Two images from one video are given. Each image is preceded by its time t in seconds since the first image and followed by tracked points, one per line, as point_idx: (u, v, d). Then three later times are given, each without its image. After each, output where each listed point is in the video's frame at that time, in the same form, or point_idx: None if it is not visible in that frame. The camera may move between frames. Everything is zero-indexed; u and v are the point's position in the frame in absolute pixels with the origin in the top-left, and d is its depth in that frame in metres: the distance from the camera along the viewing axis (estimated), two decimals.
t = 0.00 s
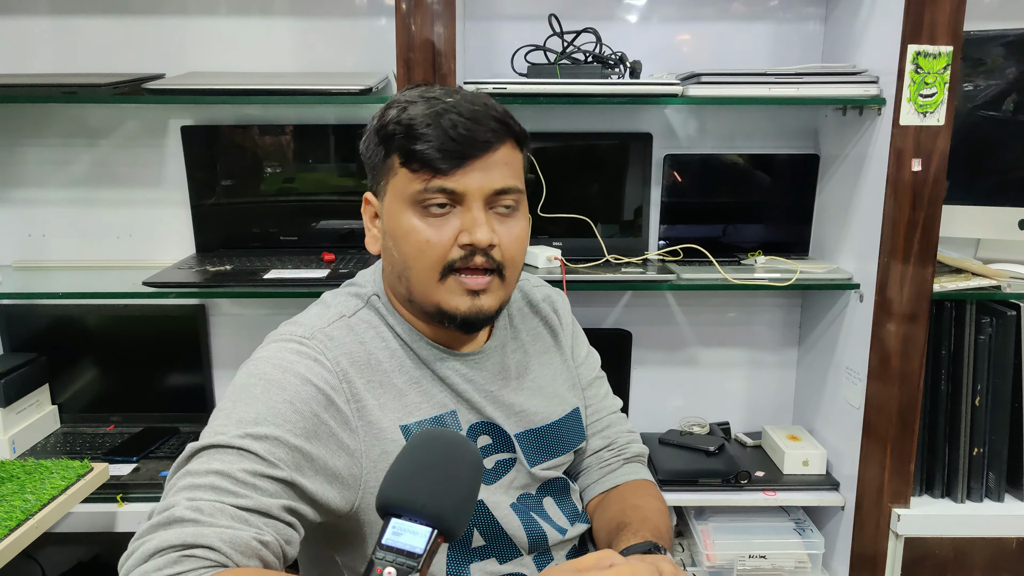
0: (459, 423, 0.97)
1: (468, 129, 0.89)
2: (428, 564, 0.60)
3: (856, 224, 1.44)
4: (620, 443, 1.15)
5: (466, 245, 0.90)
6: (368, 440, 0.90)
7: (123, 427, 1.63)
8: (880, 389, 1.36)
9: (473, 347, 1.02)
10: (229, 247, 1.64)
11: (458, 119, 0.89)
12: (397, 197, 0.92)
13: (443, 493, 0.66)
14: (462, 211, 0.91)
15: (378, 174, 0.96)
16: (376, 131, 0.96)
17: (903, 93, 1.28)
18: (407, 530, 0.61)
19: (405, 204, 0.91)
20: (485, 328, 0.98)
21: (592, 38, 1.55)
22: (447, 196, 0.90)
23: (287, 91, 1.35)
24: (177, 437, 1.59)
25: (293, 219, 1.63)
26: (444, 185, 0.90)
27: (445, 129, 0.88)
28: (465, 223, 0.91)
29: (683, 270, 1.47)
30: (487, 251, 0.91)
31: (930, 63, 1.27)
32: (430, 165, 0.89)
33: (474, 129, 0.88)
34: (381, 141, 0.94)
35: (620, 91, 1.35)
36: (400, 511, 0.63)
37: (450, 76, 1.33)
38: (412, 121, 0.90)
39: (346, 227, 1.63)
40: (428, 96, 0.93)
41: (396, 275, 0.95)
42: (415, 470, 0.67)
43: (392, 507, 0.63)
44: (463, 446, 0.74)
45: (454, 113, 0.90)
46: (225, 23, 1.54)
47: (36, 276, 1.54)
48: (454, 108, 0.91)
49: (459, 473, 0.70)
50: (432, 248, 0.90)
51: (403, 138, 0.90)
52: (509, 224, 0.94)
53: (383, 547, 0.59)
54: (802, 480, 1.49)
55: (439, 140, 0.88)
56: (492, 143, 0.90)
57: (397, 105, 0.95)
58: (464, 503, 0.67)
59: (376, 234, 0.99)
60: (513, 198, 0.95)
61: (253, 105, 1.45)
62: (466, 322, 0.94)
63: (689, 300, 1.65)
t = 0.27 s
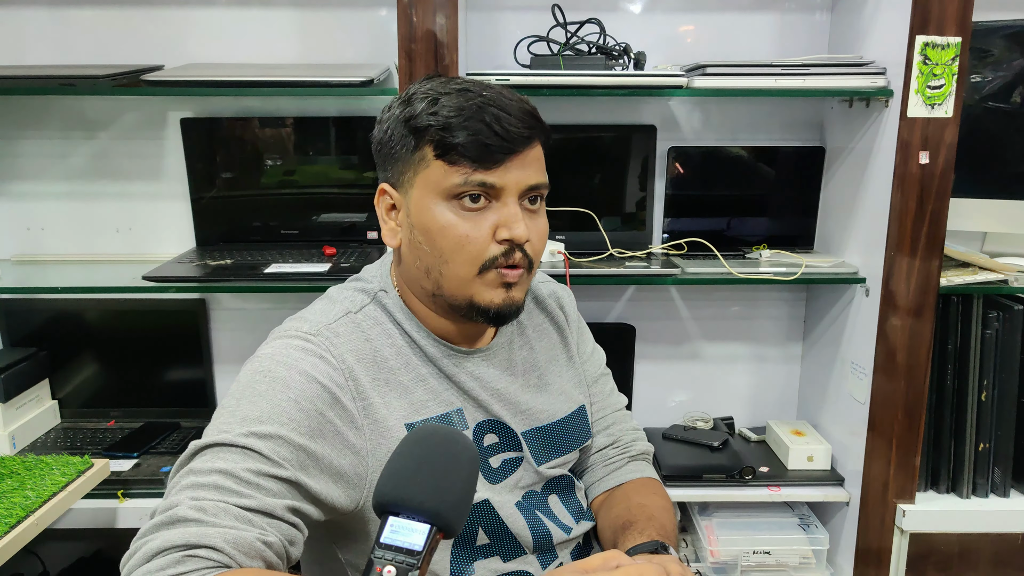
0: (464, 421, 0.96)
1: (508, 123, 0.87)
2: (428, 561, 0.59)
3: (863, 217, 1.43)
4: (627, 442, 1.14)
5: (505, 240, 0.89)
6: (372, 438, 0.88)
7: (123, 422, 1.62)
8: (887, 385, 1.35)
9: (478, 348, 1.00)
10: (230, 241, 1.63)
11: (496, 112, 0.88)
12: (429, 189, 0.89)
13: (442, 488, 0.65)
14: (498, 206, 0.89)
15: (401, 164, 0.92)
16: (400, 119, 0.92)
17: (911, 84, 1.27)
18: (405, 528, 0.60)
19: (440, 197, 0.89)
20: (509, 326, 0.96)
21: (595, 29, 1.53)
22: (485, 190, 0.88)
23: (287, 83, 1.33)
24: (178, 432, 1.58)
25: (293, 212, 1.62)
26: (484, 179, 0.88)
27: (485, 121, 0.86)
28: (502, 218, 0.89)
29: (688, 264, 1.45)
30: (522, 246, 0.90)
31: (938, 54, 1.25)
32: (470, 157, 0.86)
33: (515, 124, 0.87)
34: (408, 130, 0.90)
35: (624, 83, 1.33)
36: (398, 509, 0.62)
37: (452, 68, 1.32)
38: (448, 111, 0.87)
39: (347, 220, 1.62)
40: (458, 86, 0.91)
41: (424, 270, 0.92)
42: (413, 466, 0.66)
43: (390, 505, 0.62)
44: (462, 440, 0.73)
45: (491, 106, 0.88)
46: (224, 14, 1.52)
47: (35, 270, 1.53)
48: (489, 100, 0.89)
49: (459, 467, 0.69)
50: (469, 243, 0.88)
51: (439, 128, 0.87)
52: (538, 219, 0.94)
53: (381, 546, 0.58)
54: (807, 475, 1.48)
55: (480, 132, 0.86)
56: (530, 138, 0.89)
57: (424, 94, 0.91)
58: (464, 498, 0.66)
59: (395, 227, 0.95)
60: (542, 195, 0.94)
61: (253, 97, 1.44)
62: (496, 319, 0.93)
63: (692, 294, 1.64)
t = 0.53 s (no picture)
0: (467, 426, 0.95)
1: (539, 123, 0.87)
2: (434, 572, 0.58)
3: (866, 217, 1.42)
4: (631, 445, 1.13)
5: (542, 239, 0.90)
6: (375, 444, 0.88)
7: (125, 421, 1.62)
8: (891, 387, 1.35)
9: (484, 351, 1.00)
10: (231, 240, 1.62)
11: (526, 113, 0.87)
12: (465, 196, 0.87)
13: (450, 502, 0.64)
14: (531, 206, 0.90)
15: (425, 171, 0.88)
16: (420, 124, 0.88)
17: (916, 83, 1.26)
18: (414, 540, 0.59)
19: (477, 203, 0.87)
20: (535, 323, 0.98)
21: (598, 27, 1.52)
22: (522, 191, 0.88)
23: (288, 81, 1.33)
24: (179, 431, 1.58)
25: (295, 211, 1.61)
26: (521, 181, 0.87)
27: (518, 123, 0.86)
28: (537, 217, 0.90)
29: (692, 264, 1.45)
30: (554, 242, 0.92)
31: (943, 53, 1.24)
32: (509, 161, 0.86)
33: (547, 124, 0.87)
34: (434, 135, 0.86)
35: (626, 82, 1.32)
36: (404, 520, 0.61)
37: (454, 66, 1.31)
38: (480, 115, 0.85)
39: (348, 219, 1.62)
40: (478, 88, 0.89)
41: (459, 277, 0.90)
42: (420, 478, 0.66)
43: (396, 517, 0.62)
44: (469, 453, 0.73)
45: (519, 108, 0.87)
46: (225, 12, 1.51)
47: (35, 269, 1.53)
48: (514, 101, 0.88)
49: (466, 481, 0.69)
50: (511, 246, 0.88)
51: (472, 132, 0.85)
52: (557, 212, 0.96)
53: (387, 558, 0.58)
54: (810, 475, 1.48)
55: (517, 134, 0.85)
56: (557, 138, 0.90)
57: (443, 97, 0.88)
58: (470, 512, 0.66)
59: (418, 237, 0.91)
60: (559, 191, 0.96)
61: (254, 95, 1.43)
62: (530, 317, 0.94)
63: (695, 293, 1.63)
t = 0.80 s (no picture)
0: (467, 430, 0.95)
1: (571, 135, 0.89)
2: None
3: (867, 217, 1.42)
4: (632, 449, 1.13)
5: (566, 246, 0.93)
6: (375, 448, 0.88)
7: (125, 421, 1.62)
8: (892, 388, 1.34)
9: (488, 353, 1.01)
10: (231, 239, 1.62)
11: (560, 125, 0.89)
12: (505, 207, 0.87)
13: (456, 514, 0.64)
14: (558, 215, 0.92)
15: (464, 180, 0.87)
16: (458, 132, 0.86)
17: (917, 84, 1.25)
18: (419, 552, 0.58)
19: (515, 214, 0.88)
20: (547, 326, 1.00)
21: (599, 26, 1.52)
22: (554, 202, 0.90)
23: (288, 81, 1.32)
24: (179, 431, 1.58)
25: (295, 210, 1.61)
26: (554, 193, 0.89)
27: (555, 136, 0.87)
28: (562, 226, 0.92)
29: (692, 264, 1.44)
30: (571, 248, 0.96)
31: (945, 53, 1.23)
32: (548, 173, 0.87)
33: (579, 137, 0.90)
34: (475, 145, 0.85)
35: (627, 82, 1.32)
36: (409, 531, 0.61)
37: (454, 66, 1.31)
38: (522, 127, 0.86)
39: (348, 218, 1.61)
40: (511, 98, 0.89)
41: (491, 285, 0.91)
42: (425, 489, 0.65)
43: (401, 528, 0.61)
44: (474, 463, 0.72)
45: (553, 119, 0.89)
46: (224, 11, 1.51)
47: (34, 269, 1.53)
48: (547, 113, 0.89)
49: (470, 491, 0.68)
50: (542, 255, 0.90)
51: (516, 144, 0.85)
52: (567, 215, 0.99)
53: (392, 569, 0.57)
54: (811, 475, 1.47)
55: (556, 147, 0.87)
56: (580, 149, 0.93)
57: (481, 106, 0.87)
58: (475, 524, 0.65)
59: (450, 246, 0.90)
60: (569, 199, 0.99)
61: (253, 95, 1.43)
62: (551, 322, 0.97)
63: (695, 293, 1.63)
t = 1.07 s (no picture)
0: (469, 435, 0.94)
1: (567, 134, 0.89)
2: None
3: (869, 217, 1.41)
4: (633, 452, 1.13)
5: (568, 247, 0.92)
6: (375, 453, 0.87)
7: (123, 421, 1.61)
8: (893, 388, 1.34)
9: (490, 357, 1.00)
10: (231, 239, 1.62)
11: (555, 125, 0.88)
12: (506, 211, 0.87)
13: (455, 520, 0.64)
14: (557, 215, 0.92)
15: (464, 186, 0.86)
16: (455, 138, 0.86)
17: (919, 84, 1.25)
18: (417, 558, 0.58)
19: (515, 217, 0.87)
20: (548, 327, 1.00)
21: (599, 26, 1.52)
22: (553, 203, 0.90)
23: (287, 81, 1.32)
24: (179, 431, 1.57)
25: (295, 210, 1.61)
26: (553, 194, 0.89)
27: (551, 136, 0.87)
28: (563, 226, 0.92)
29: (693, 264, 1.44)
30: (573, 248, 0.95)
31: (946, 53, 1.23)
32: (547, 174, 0.87)
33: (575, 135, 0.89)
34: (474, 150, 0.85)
35: (627, 82, 1.32)
36: (407, 538, 0.60)
37: (454, 66, 1.30)
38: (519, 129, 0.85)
39: (348, 218, 1.61)
40: (506, 99, 0.88)
41: (494, 290, 0.90)
42: (425, 495, 0.65)
43: (400, 535, 0.61)
44: (474, 470, 0.72)
45: (549, 119, 0.88)
46: (223, 10, 1.51)
47: (33, 269, 1.52)
48: (542, 113, 0.89)
49: (469, 498, 0.68)
50: (544, 257, 0.90)
51: (513, 147, 0.85)
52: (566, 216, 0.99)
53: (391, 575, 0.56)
54: (812, 476, 1.47)
55: (554, 148, 0.86)
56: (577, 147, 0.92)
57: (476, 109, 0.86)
58: (474, 532, 0.65)
59: (452, 252, 0.89)
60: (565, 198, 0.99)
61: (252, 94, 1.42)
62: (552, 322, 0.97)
63: (696, 293, 1.62)
